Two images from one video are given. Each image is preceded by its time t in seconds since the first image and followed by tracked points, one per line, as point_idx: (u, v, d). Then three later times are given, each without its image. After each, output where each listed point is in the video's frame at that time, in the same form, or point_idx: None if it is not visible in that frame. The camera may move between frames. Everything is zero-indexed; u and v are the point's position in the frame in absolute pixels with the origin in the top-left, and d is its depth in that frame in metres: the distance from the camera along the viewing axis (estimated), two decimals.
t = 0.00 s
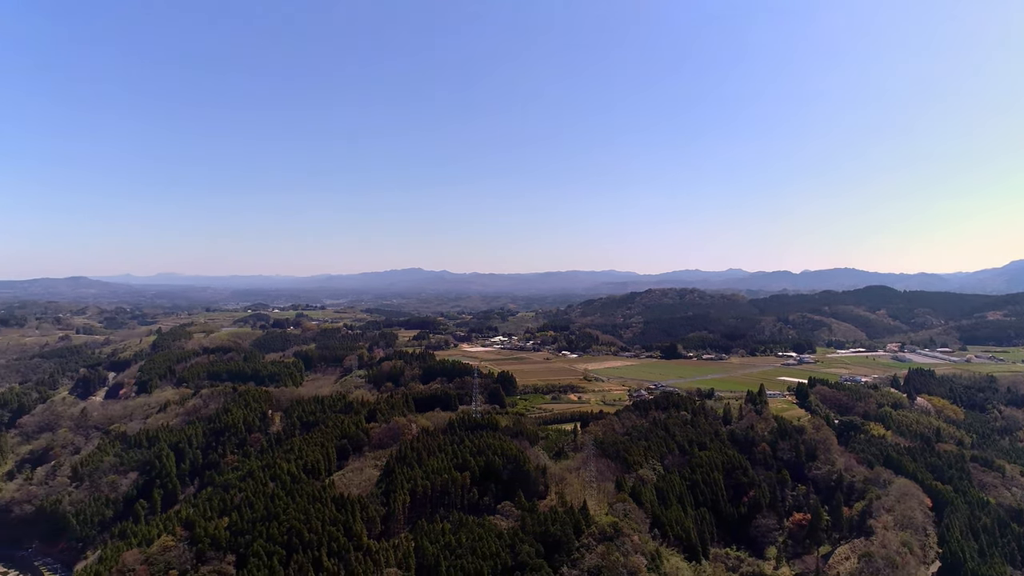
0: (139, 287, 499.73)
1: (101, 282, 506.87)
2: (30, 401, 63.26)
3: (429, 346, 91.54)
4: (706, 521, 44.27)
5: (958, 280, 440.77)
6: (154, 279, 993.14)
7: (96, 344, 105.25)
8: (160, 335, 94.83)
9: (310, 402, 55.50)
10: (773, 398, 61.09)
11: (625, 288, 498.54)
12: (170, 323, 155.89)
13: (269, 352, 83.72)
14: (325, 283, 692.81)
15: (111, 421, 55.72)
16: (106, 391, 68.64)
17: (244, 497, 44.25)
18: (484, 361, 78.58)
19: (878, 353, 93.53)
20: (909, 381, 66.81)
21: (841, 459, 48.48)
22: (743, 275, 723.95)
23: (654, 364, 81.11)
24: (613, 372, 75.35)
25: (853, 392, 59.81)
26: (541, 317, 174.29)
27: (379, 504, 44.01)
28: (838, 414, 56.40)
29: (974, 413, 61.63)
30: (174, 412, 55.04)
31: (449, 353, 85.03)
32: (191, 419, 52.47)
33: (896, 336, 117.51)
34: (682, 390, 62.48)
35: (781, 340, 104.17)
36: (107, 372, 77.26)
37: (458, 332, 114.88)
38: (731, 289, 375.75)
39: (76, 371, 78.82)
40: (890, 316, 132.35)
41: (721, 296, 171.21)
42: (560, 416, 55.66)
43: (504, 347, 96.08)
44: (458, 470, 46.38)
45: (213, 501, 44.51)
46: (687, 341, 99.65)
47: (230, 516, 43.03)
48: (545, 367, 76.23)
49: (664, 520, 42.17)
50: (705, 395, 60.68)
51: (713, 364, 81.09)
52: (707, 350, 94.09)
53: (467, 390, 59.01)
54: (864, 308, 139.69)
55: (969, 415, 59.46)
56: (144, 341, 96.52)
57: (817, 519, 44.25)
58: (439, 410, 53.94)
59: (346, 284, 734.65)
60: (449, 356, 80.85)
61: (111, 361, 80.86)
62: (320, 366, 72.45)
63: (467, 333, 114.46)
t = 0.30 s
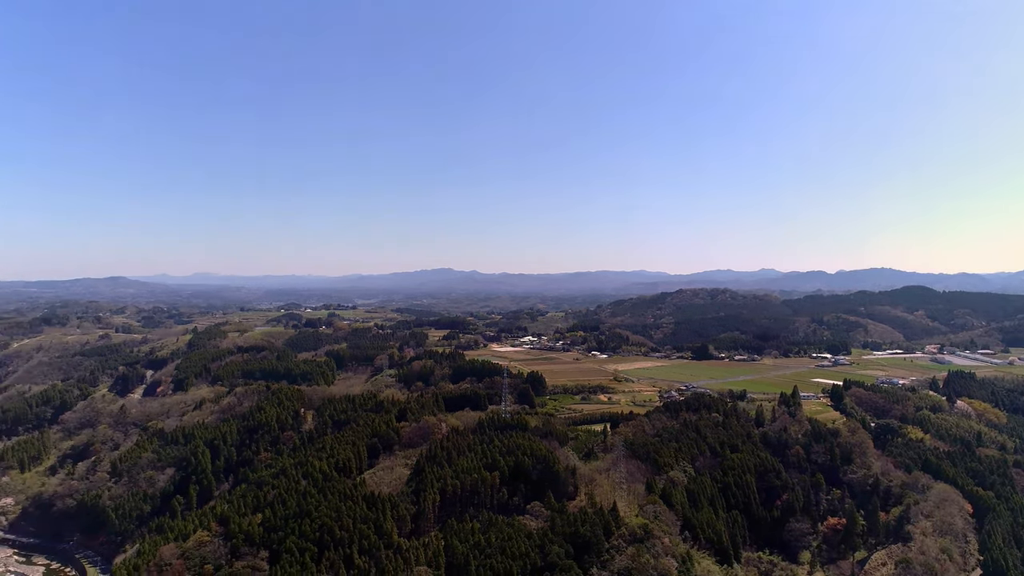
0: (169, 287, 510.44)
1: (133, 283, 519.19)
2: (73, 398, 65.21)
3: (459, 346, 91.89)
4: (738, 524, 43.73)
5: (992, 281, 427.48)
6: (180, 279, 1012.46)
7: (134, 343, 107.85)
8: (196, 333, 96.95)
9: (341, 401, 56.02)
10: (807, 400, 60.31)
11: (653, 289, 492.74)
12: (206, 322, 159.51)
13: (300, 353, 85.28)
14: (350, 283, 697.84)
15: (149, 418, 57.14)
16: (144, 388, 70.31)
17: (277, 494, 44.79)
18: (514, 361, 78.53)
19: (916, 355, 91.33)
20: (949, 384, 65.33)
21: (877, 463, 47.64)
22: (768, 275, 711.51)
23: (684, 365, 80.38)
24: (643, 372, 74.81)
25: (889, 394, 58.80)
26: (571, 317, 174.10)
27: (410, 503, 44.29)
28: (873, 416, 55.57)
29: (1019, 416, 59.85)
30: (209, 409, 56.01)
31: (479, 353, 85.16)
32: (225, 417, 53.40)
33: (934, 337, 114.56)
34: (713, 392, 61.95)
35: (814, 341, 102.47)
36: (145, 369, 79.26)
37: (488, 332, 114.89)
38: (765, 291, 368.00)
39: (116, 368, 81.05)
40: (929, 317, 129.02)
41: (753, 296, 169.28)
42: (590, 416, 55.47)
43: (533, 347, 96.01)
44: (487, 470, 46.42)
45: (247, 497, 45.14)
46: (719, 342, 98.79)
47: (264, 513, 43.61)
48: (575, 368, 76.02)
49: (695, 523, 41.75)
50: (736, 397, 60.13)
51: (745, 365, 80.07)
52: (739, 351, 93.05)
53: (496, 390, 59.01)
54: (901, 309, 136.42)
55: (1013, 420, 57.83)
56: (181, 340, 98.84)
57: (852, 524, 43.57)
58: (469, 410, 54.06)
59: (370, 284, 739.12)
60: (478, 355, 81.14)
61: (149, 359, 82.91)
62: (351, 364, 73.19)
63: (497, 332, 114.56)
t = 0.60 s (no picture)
0: (197, 287, 519.35)
1: (161, 283, 529.91)
2: (111, 395, 66.68)
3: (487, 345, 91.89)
4: (769, 527, 43.18)
5: None
6: (217, 279, 1032.38)
7: (170, 341, 110.14)
8: (229, 332, 98.50)
9: (370, 400, 56.42)
10: (841, 402, 59.36)
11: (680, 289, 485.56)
12: (239, 321, 162.26)
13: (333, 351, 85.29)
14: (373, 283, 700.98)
15: (184, 415, 58.28)
16: (179, 386, 71.63)
17: (307, 491, 45.27)
18: (541, 361, 78.45)
19: (955, 358, 89.07)
20: (989, 387, 63.64)
21: (913, 468, 46.89)
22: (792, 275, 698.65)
23: (712, 366, 79.58)
24: (672, 373, 74.20)
25: (926, 397, 57.75)
26: (600, 317, 173.75)
27: (438, 502, 44.47)
28: (910, 420, 54.75)
29: None
30: (242, 407, 56.83)
31: (507, 353, 85.19)
32: (257, 415, 54.16)
33: (973, 339, 111.48)
34: (744, 393, 61.22)
35: (848, 342, 100.82)
36: (181, 368, 79.78)
37: (516, 332, 114.91)
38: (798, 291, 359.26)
39: (151, 366, 82.85)
40: (968, 318, 125.63)
41: (786, 296, 165.95)
42: (618, 417, 55.23)
43: (562, 347, 95.83)
44: (516, 469, 46.42)
45: (278, 494, 45.68)
46: (750, 343, 97.95)
47: (295, 510, 44.10)
48: (604, 368, 75.59)
49: (725, 525, 41.32)
50: (768, 398, 59.43)
51: (776, 366, 79.04)
52: (771, 353, 92.09)
53: (524, 390, 58.93)
54: (938, 310, 133.15)
55: None
56: (213, 339, 100.62)
57: (888, 529, 42.82)
58: (497, 410, 54.11)
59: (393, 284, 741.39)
60: (506, 355, 81.18)
61: (184, 357, 84.48)
62: (380, 364, 72.96)
63: (525, 332, 114.67)
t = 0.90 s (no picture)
0: (225, 287, 527.76)
1: (188, 282, 539.69)
2: (148, 392, 67.55)
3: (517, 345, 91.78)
4: (802, 531, 42.63)
5: None
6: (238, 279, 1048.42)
7: (204, 340, 112.18)
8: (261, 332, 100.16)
9: (400, 399, 56.75)
10: (876, 405, 58.42)
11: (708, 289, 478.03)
12: (270, 320, 165.96)
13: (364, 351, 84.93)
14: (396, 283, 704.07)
15: (217, 413, 59.11)
16: (213, 384, 72.73)
17: (338, 489, 45.69)
18: (570, 361, 78.24)
19: (996, 360, 86.65)
20: None
21: (952, 472, 46.04)
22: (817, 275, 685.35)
23: (743, 367, 78.63)
24: (702, 373, 73.47)
25: (965, 401, 56.53)
26: (628, 317, 172.75)
27: (467, 501, 44.62)
28: (949, 423, 53.67)
29: None
30: (274, 406, 57.56)
31: (535, 353, 85.09)
32: (289, 413, 54.82)
33: (1014, 340, 108.16)
34: (775, 395, 60.56)
35: (885, 344, 98.89)
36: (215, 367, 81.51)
37: (544, 332, 114.80)
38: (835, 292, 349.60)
39: (187, 364, 84.12)
40: (1009, 319, 121.90)
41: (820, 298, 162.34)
42: (648, 418, 54.94)
43: (591, 347, 95.51)
44: (544, 470, 46.41)
45: (309, 491, 46.22)
46: (783, 343, 96.95)
47: (325, 507, 44.57)
48: (634, 368, 75.00)
49: (757, 529, 40.83)
50: (800, 401, 58.74)
51: (810, 368, 77.88)
52: (805, 354, 91.04)
53: (553, 390, 58.70)
54: (978, 311, 129.57)
55: None
56: (246, 338, 102.08)
57: (925, 535, 41.95)
58: (526, 410, 54.09)
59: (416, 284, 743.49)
60: (535, 356, 81.05)
61: (218, 355, 85.96)
62: (410, 364, 72.99)
63: (553, 332, 114.64)
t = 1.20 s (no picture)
0: (252, 286, 535.24)
1: (217, 282, 549.48)
2: (185, 390, 68.12)
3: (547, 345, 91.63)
4: (838, 535, 41.96)
5: None
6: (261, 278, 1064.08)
7: (239, 339, 114.27)
8: (296, 331, 100.97)
9: (431, 399, 57.06)
10: (915, 408, 57.29)
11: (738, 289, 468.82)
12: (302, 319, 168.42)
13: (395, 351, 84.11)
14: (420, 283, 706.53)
15: (252, 411, 60.04)
16: (248, 382, 73.91)
17: (370, 487, 46.11)
18: (601, 362, 78.00)
19: None
20: None
21: (994, 478, 45.11)
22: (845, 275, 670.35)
23: (776, 369, 77.66)
24: (734, 375, 72.70)
25: (1009, 405, 55.16)
26: (657, 318, 171.40)
27: (497, 501, 44.68)
28: (991, 428, 52.43)
29: None
30: (307, 404, 58.35)
31: (565, 353, 84.99)
32: (322, 412, 55.56)
33: None
34: (810, 397, 60.16)
35: (925, 346, 96.78)
36: (249, 365, 82.25)
37: (575, 332, 114.72)
38: (876, 292, 338.71)
39: (223, 362, 85.58)
40: None
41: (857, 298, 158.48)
42: (679, 419, 54.53)
43: (623, 348, 95.18)
44: (574, 470, 46.33)
45: (341, 489, 46.75)
46: (818, 344, 95.88)
47: (357, 505, 45.04)
48: (666, 368, 74.33)
49: (791, 533, 40.26)
50: (836, 403, 58.02)
51: (845, 370, 76.59)
52: (841, 355, 90.00)
53: (584, 391, 58.46)
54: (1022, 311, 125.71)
55: None
56: (279, 337, 103.59)
57: (967, 542, 40.96)
58: (556, 411, 54.04)
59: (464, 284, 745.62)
60: (565, 356, 80.87)
61: (252, 354, 87.44)
62: (440, 363, 73.04)
63: (584, 332, 114.65)
